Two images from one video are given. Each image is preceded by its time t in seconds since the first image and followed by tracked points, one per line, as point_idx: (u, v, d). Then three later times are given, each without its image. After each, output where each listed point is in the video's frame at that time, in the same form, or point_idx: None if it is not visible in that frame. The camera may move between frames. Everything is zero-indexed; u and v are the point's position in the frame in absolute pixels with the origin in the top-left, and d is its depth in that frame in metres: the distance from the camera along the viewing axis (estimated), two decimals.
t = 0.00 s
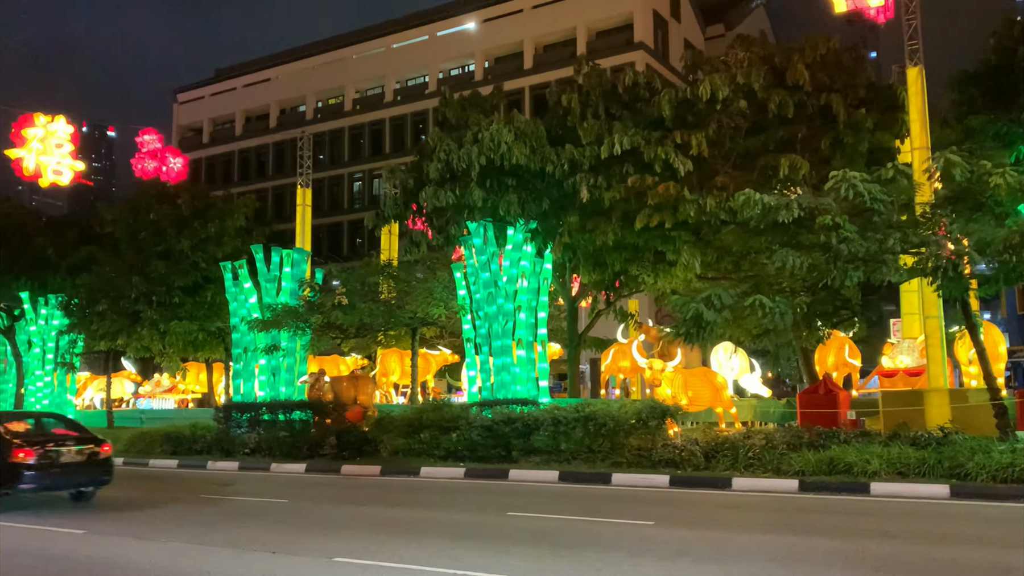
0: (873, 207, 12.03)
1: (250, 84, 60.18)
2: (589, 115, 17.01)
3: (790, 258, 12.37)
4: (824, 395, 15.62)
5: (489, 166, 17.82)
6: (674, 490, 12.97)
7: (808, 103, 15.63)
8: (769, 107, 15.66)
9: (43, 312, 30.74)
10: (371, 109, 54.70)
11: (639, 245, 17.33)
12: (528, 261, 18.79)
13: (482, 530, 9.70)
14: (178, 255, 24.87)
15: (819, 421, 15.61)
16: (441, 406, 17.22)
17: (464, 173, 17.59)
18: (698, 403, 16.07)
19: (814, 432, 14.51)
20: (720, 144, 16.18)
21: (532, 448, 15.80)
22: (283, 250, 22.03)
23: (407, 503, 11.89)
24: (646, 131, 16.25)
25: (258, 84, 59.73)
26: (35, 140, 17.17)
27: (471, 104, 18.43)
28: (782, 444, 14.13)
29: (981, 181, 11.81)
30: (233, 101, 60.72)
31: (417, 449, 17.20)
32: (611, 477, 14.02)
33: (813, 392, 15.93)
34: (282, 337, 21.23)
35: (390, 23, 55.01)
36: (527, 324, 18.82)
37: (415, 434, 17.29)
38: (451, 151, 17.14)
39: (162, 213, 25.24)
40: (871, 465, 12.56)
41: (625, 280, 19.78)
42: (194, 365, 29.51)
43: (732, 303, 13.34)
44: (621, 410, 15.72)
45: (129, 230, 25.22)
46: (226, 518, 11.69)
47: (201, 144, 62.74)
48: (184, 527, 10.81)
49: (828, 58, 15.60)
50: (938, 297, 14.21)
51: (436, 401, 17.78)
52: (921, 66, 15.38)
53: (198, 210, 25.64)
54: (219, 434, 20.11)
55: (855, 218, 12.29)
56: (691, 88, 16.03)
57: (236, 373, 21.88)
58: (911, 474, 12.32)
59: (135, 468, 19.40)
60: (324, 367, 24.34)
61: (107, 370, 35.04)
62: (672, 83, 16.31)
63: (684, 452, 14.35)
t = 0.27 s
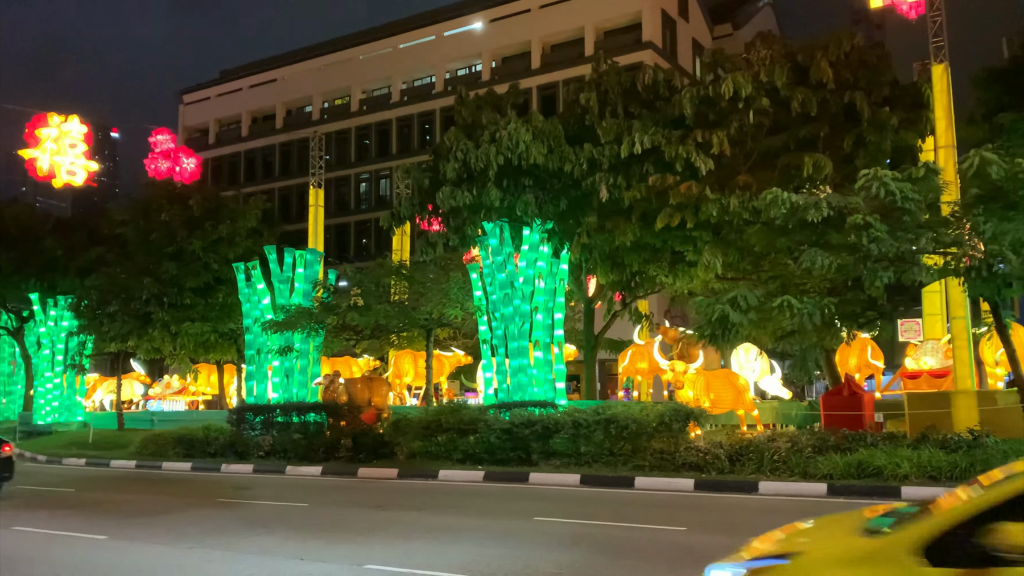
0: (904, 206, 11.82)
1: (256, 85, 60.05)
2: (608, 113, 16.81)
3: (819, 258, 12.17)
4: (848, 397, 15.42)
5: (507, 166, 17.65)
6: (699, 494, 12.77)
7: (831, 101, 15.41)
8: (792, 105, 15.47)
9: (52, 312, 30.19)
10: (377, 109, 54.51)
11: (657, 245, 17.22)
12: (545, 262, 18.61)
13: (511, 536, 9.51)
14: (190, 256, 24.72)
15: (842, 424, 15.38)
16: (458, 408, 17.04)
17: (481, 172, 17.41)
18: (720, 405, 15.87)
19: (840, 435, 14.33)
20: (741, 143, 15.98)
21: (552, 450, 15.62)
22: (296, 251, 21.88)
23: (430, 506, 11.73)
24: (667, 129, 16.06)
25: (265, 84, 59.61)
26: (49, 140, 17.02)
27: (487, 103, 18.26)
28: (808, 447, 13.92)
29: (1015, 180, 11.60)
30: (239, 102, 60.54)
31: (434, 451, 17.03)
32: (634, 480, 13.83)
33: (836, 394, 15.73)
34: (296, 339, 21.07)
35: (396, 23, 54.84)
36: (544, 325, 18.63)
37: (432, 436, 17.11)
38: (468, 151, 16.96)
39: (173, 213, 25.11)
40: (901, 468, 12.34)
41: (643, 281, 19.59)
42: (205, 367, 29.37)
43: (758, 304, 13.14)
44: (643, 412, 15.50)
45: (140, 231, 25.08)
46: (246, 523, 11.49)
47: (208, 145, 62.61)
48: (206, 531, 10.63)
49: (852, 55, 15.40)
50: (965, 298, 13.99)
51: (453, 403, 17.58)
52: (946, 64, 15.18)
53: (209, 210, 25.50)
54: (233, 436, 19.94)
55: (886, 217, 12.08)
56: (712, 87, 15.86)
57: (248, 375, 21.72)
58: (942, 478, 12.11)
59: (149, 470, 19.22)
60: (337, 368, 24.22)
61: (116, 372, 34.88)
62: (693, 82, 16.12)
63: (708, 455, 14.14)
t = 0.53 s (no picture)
0: (935, 201, 11.67)
1: (263, 85, 59.97)
2: (627, 110, 16.65)
3: (849, 253, 12.01)
4: (873, 396, 15.25)
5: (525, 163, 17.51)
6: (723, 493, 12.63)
7: (854, 96, 15.24)
8: (815, 100, 15.28)
9: (63, 312, 30.12)
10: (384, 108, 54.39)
11: (677, 242, 17.09)
12: (563, 260, 18.47)
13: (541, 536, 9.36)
14: (202, 254, 24.63)
15: (867, 423, 15.20)
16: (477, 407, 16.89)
17: (500, 169, 17.27)
18: (743, 404, 15.71)
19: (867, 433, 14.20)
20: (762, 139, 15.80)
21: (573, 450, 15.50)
22: (311, 250, 21.76)
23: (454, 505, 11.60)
24: (688, 125, 15.90)
25: (272, 84, 59.53)
26: (65, 137, 16.87)
27: (505, 100, 18.14)
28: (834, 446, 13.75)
29: None
30: (246, 101, 60.46)
31: (453, 451, 16.90)
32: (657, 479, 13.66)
33: (860, 393, 15.55)
34: (310, 337, 20.96)
35: (404, 22, 54.72)
36: (562, 323, 18.49)
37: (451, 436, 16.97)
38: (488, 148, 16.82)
39: (186, 212, 25.04)
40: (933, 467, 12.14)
41: (660, 279, 19.43)
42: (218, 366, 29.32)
43: (785, 302, 12.97)
44: (665, 411, 15.30)
45: (153, 229, 24.99)
46: (268, 521, 11.36)
47: (214, 144, 62.51)
48: (229, 530, 10.52)
49: (876, 50, 15.24)
50: (990, 295, 13.77)
51: (471, 401, 17.42)
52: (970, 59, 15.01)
53: (222, 209, 25.47)
54: (248, 436, 19.81)
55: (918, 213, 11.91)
56: (734, 82, 15.72)
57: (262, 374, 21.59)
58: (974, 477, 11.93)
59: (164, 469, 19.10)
60: (350, 367, 24.18)
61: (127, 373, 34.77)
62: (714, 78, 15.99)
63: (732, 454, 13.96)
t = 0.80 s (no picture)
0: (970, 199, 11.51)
1: (272, 85, 59.88)
2: (648, 108, 16.48)
3: (881, 253, 11.84)
4: (900, 398, 15.07)
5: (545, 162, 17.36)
6: (753, 495, 12.46)
7: (880, 93, 15.04)
8: (841, 97, 15.10)
9: (76, 313, 29.93)
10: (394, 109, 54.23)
11: (699, 242, 16.93)
12: (584, 260, 18.32)
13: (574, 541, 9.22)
14: (217, 255, 24.55)
15: (894, 423, 15.01)
16: (498, 408, 16.75)
17: (520, 169, 17.12)
18: (768, 405, 15.57)
19: (896, 435, 14.02)
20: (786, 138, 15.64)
21: (596, 452, 15.33)
22: (327, 250, 21.65)
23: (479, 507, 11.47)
24: (711, 123, 15.73)
25: (281, 85, 59.43)
26: (82, 137, 16.74)
27: (524, 98, 17.99)
28: (864, 448, 13.56)
29: None
30: (255, 102, 60.39)
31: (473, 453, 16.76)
32: (684, 481, 13.49)
33: (886, 394, 15.37)
34: (327, 338, 20.85)
35: (413, 22, 54.57)
36: (582, 324, 18.34)
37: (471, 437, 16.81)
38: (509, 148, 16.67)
39: (200, 213, 24.94)
40: (967, 469, 11.96)
41: (681, 279, 19.27)
42: (232, 367, 29.28)
43: (815, 302, 12.81)
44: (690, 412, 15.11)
45: (166, 230, 24.89)
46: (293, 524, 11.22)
47: (223, 145, 62.44)
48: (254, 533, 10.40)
49: (903, 47, 15.05)
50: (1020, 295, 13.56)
51: (492, 403, 17.26)
52: (998, 56, 14.82)
53: (236, 209, 25.37)
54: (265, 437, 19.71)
55: (952, 212, 11.75)
56: (759, 79, 15.54)
57: (279, 376, 21.48)
58: (1011, 479, 11.74)
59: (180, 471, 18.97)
60: (366, 368, 24.16)
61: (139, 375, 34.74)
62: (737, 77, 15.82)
63: (759, 456, 13.80)
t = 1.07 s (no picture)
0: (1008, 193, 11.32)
1: (283, 83, 59.75)
2: (672, 102, 16.22)
3: (916, 246, 11.64)
4: (930, 395, 14.85)
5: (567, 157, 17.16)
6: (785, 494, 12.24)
7: (909, 86, 14.77)
8: (870, 91, 14.87)
9: (90, 311, 29.70)
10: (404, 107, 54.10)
11: (722, 238, 16.73)
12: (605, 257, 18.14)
13: (608, 541, 9.05)
14: (232, 253, 24.45)
15: (924, 421, 14.80)
16: (520, 406, 16.57)
17: (542, 164, 16.92)
18: (795, 402, 15.38)
19: (927, 433, 13.80)
20: (812, 132, 15.43)
21: (620, 450, 15.14)
22: (345, 247, 21.51)
23: (506, 506, 11.32)
24: (737, 117, 15.52)
25: (291, 83, 59.29)
26: (100, 132, 16.52)
27: (545, 92, 17.79)
28: (896, 446, 13.34)
29: None
30: (265, 101, 60.32)
31: (495, 451, 16.59)
32: (712, 479, 13.28)
33: (915, 392, 15.15)
34: (345, 335, 20.70)
35: (424, 19, 54.36)
36: (603, 321, 18.16)
37: (493, 435, 16.64)
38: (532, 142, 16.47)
39: (215, 210, 24.81)
40: (1003, 468, 11.75)
41: (702, 275, 19.06)
42: (247, 365, 29.21)
43: (846, 298, 12.61)
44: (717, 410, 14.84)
45: (181, 227, 24.77)
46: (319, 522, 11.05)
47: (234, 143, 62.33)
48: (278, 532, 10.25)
49: (933, 39, 14.81)
50: None
51: (514, 400, 17.09)
52: None
53: (252, 206, 25.24)
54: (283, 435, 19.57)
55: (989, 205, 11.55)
56: (786, 73, 15.32)
57: (296, 373, 21.36)
58: None
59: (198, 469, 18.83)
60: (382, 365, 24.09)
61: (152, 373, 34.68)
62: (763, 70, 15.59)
63: (788, 454, 13.61)
